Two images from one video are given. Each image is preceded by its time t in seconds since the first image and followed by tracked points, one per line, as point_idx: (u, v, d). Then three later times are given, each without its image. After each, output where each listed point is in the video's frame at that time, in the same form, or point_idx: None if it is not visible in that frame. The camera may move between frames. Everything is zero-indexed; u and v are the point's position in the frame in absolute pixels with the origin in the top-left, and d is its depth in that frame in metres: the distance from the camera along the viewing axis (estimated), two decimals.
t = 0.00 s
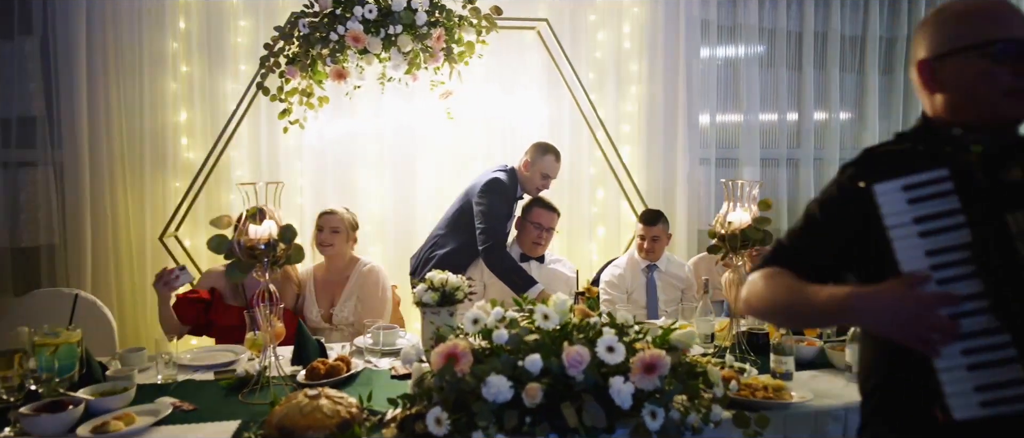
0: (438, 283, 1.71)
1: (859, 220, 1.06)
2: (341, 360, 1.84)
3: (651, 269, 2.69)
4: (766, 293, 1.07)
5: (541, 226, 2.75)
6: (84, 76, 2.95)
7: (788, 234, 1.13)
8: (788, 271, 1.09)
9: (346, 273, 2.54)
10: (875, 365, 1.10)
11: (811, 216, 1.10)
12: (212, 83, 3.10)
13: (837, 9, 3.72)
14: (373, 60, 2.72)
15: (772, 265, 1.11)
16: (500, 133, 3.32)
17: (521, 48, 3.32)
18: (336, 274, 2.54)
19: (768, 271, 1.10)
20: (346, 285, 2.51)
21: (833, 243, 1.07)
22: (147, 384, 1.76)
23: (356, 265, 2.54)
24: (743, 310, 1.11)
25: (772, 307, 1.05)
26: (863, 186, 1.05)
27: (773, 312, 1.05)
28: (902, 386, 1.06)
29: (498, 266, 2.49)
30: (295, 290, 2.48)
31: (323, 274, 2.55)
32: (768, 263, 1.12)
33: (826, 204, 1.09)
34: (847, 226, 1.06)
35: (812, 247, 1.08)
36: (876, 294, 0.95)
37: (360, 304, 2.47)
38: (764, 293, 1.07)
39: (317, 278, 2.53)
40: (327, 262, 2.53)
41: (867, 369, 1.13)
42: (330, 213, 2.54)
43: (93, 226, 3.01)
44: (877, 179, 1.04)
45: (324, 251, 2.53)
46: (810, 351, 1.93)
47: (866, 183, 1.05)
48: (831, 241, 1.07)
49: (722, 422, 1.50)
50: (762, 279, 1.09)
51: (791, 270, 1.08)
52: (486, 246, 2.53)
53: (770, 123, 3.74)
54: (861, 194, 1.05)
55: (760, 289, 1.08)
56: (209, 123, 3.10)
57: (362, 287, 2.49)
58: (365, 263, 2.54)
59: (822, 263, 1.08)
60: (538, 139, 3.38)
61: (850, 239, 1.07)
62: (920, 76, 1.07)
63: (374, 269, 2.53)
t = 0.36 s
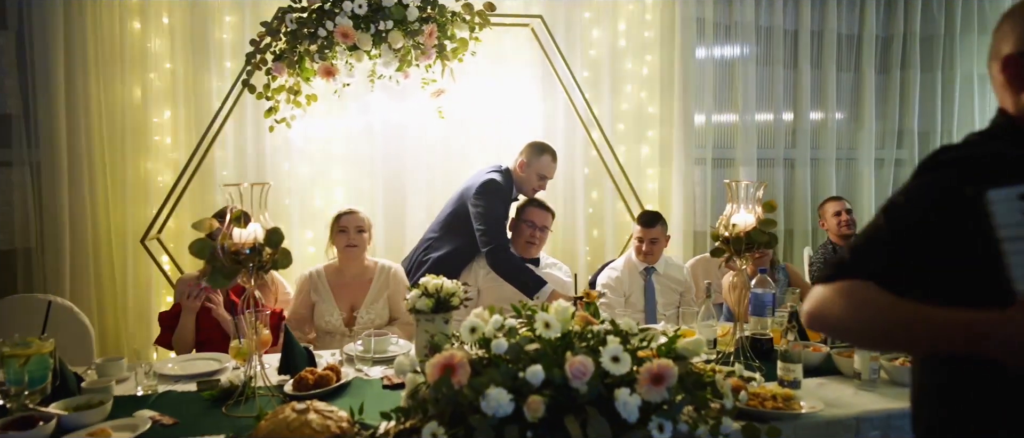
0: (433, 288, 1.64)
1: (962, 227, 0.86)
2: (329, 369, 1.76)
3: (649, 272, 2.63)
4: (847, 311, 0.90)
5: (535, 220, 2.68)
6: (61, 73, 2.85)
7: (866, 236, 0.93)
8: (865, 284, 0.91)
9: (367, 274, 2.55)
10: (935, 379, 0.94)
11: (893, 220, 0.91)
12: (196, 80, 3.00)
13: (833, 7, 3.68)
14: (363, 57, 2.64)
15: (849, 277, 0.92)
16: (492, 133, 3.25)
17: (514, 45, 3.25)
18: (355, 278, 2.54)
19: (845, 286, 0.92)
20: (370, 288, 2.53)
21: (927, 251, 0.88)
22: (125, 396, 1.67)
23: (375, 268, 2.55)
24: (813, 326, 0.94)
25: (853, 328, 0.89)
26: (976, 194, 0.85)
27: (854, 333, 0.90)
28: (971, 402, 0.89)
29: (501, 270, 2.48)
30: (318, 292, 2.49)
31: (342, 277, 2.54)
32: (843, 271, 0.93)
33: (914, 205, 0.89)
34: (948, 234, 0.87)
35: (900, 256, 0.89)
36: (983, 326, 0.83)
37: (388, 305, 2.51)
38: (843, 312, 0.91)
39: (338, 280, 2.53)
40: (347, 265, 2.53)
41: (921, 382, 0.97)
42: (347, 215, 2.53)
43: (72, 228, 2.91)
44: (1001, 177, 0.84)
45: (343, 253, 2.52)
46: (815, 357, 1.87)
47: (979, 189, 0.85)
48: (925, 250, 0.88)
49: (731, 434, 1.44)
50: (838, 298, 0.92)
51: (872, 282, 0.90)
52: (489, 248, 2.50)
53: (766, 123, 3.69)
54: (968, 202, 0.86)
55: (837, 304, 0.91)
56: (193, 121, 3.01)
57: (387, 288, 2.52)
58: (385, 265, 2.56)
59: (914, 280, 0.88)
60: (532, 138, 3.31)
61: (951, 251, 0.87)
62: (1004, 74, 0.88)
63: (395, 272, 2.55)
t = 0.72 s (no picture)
0: (425, 290, 1.57)
1: (1005, 218, 0.80)
2: (317, 375, 1.69)
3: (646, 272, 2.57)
4: (897, 316, 0.81)
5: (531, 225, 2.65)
6: (40, 69, 2.76)
7: (902, 238, 0.86)
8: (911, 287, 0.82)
9: (379, 274, 2.47)
10: (979, 390, 0.89)
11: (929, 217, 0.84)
12: (180, 76, 2.93)
13: (829, 4, 3.65)
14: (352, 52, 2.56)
15: (891, 282, 0.84)
16: (485, 130, 3.19)
17: (507, 41, 3.18)
18: (367, 277, 2.45)
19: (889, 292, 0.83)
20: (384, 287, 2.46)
21: (972, 246, 0.80)
22: (102, 404, 1.59)
23: (390, 267, 2.48)
24: (857, 338, 0.85)
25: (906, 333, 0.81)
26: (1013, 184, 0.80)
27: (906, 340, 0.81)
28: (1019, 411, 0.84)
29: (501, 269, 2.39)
30: (329, 292, 2.38)
31: (353, 277, 2.45)
32: (885, 276, 0.85)
33: (950, 198, 0.83)
34: (992, 226, 0.80)
35: (944, 253, 0.81)
36: None
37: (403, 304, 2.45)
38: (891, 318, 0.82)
39: (348, 280, 2.44)
40: (360, 264, 2.44)
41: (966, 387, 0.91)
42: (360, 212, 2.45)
43: (50, 228, 2.82)
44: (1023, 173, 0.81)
45: (354, 251, 2.43)
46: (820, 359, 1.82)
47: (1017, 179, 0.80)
48: (969, 244, 0.80)
49: None
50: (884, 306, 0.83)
51: (918, 284, 0.82)
52: (489, 248, 2.42)
53: (763, 121, 3.64)
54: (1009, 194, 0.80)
55: (885, 309, 0.83)
56: (176, 118, 2.93)
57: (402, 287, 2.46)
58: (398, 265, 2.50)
59: (961, 278, 0.80)
60: (526, 136, 3.25)
61: (996, 245, 0.80)
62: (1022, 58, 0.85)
63: (408, 271, 2.50)
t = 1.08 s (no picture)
0: (414, 294, 1.52)
1: (990, 226, 0.91)
2: (303, 382, 1.64)
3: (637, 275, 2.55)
4: (871, 313, 0.89)
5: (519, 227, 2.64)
6: (16, 67, 2.69)
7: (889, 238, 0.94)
8: (899, 285, 0.91)
9: (364, 275, 2.43)
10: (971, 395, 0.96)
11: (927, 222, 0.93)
12: (161, 75, 2.87)
13: (818, 5, 3.64)
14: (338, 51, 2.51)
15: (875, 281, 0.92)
16: (473, 130, 3.15)
17: (496, 40, 3.15)
18: (352, 278, 2.40)
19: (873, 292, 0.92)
20: (369, 288, 2.41)
21: (967, 249, 0.91)
22: (78, 414, 1.54)
23: (375, 267, 2.44)
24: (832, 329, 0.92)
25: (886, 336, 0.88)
26: (998, 189, 0.90)
27: (886, 339, 0.88)
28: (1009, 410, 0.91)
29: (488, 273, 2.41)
30: (314, 291, 2.33)
31: (338, 276, 2.40)
32: (866, 274, 0.93)
33: (939, 207, 0.92)
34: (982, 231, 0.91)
35: (937, 255, 0.91)
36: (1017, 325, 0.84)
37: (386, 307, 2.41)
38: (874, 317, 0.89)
39: (333, 279, 2.39)
40: (346, 264, 2.38)
41: (955, 390, 0.99)
42: (347, 212, 2.39)
43: (27, 230, 2.74)
44: None
45: (344, 251, 2.38)
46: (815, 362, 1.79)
47: (1001, 186, 0.90)
48: (967, 246, 0.91)
49: None
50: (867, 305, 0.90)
51: (906, 284, 0.91)
52: (479, 249, 2.38)
53: (752, 122, 3.63)
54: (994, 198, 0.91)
55: (857, 306, 0.91)
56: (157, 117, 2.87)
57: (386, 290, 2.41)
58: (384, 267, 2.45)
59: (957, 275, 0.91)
60: (514, 137, 3.21)
61: (991, 247, 0.91)
62: None
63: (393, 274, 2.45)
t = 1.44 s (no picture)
0: (409, 297, 1.48)
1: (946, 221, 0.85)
2: (294, 388, 1.59)
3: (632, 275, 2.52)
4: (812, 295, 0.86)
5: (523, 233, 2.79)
6: None
7: (847, 236, 0.94)
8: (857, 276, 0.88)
9: (342, 277, 2.37)
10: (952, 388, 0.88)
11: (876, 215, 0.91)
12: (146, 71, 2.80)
13: (812, 4, 3.63)
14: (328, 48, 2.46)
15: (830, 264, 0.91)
16: (465, 128, 3.10)
17: (489, 37, 3.10)
18: (330, 281, 2.35)
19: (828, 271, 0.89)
20: (346, 290, 2.35)
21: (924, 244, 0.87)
22: (58, 423, 1.48)
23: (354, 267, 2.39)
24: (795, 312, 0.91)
25: (834, 312, 0.81)
26: (944, 182, 0.86)
27: (832, 317, 0.82)
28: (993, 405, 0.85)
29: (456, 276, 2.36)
30: (288, 297, 2.25)
31: (315, 279, 2.33)
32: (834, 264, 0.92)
33: (900, 205, 0.88)
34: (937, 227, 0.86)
35: (896, 253, 0.88)
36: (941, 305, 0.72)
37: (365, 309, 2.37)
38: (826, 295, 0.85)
39: (309, 283, 2.32)
40: (324, 266, 2.33)
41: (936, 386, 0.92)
42: (335, 212, 2.33)
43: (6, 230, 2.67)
44: None
45: (325, 253, 2.31)
46: (817, 365, 1.77)
47: (947, 178, 0.85)
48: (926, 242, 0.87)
49: None
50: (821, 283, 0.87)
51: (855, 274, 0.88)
52: (473, 247, 2.33)
53: (746, 122, 3.61)
54: (939, 192, 0.86)
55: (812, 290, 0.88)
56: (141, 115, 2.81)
57: (365, 291, 2.37)
58: (361, 267, 2.41)
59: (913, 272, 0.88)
60: (507, 135, 3.17)
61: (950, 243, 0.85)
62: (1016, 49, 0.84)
63: (371, 273, 2.42)
